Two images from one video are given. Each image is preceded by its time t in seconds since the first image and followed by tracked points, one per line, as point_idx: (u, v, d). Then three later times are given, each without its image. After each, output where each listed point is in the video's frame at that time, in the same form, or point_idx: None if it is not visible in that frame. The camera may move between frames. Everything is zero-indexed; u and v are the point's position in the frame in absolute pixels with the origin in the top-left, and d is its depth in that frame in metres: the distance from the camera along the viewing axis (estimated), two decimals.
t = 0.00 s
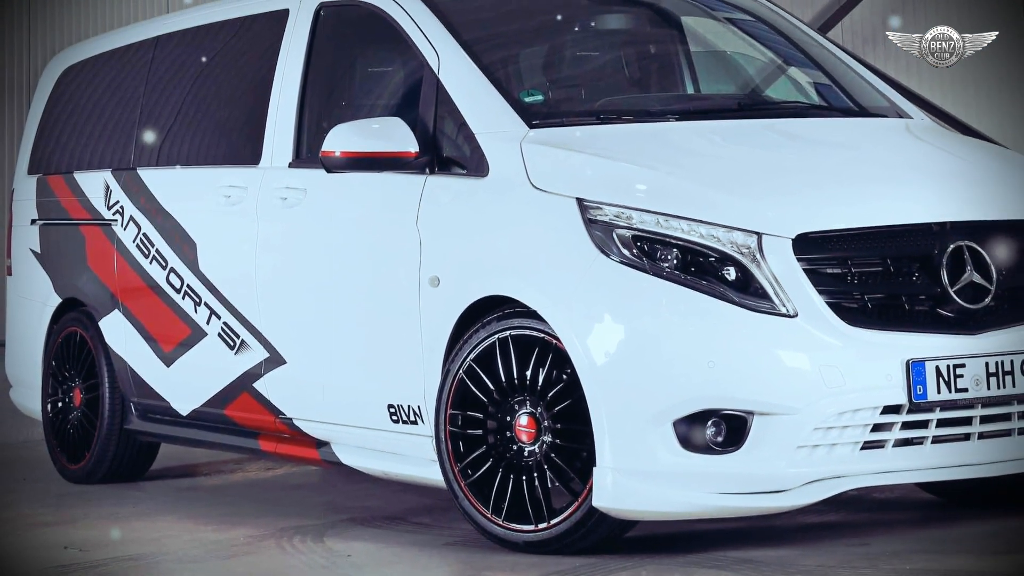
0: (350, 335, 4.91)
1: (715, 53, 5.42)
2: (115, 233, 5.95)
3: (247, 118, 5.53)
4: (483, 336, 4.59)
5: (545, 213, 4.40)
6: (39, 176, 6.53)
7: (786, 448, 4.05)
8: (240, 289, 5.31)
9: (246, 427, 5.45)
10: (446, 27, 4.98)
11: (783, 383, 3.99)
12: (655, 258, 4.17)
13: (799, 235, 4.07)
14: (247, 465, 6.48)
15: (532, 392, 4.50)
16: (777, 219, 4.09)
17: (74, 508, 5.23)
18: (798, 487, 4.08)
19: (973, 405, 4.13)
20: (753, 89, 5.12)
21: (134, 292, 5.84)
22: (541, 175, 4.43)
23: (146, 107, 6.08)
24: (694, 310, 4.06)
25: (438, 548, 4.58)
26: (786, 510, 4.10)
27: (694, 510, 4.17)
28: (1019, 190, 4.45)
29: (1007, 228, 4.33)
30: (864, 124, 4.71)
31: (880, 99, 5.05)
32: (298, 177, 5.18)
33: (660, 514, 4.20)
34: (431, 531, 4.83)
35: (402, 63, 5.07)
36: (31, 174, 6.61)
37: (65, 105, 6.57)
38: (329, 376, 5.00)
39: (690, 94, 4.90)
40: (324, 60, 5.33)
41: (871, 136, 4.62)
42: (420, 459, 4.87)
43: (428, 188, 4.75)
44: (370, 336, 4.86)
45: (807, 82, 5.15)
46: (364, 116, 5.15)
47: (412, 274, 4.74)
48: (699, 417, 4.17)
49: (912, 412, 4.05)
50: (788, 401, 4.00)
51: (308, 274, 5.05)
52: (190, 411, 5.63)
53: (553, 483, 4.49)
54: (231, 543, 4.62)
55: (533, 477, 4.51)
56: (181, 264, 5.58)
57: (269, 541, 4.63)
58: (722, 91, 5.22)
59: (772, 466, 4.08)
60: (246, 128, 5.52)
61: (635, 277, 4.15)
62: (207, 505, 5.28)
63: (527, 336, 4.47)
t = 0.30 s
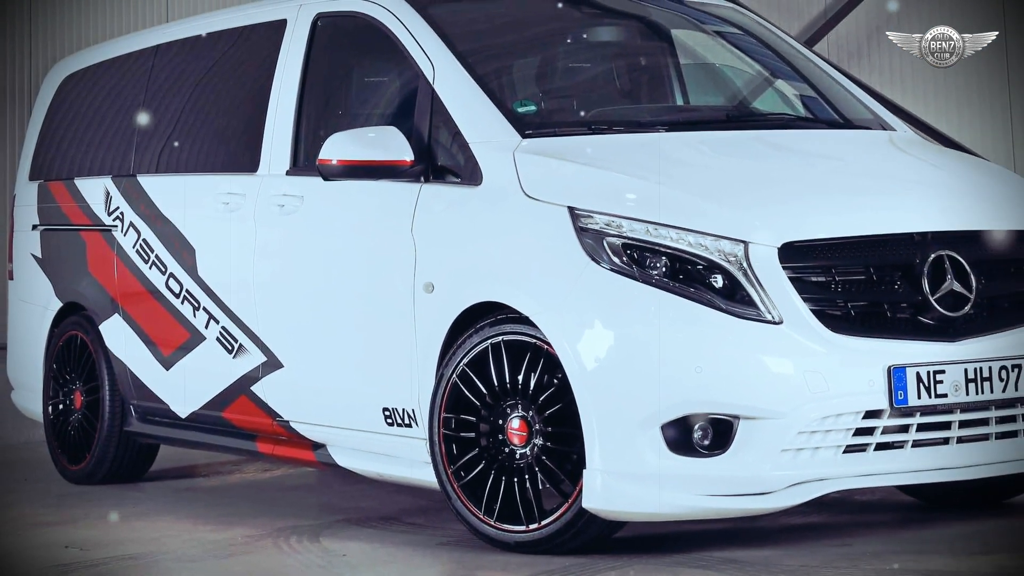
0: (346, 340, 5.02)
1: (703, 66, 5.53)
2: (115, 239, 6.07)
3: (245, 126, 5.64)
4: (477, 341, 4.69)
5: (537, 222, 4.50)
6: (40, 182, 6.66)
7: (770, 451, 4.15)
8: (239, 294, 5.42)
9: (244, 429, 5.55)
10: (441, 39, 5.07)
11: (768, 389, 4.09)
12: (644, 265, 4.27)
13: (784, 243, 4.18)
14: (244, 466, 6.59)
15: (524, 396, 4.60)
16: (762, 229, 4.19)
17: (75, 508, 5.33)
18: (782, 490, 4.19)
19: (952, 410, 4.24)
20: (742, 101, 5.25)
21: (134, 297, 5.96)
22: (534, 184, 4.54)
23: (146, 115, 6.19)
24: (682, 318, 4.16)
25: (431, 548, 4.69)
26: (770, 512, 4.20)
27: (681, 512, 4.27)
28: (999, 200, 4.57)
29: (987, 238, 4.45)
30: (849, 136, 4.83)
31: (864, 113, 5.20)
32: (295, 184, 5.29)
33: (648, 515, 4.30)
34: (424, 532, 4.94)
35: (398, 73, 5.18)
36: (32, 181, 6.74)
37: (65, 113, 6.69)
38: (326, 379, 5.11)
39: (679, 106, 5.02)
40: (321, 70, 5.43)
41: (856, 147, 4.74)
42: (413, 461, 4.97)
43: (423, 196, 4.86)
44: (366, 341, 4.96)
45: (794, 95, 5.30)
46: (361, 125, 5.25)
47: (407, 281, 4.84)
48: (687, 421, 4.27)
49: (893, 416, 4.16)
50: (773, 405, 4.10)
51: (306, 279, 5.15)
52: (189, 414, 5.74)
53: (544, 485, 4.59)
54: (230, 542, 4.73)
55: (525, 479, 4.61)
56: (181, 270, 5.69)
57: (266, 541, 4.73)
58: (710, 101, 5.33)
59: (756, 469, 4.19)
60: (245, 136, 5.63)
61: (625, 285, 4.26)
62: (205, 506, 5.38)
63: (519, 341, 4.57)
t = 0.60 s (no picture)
0: (342, 344, 5.11)
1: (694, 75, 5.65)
2: (116, 244, 6.17)
3: (244, 133, 5.73)
4: (471, 346, 4.78)
5: (530, 229, 4.59)
6: (42, 187, 6.77)
7: (758, 454, 4.24)
8: (237, 299, 5.51)
9: (242, 431, 5.65)
10: (437, 49, 5.17)
11: (755, 394, 4.19)
12: (635, 272, 4.36)
13: (772, 251, 4.28)
14: (242, 468, 6.69)
15: (517, 400, 4.69)
16: (751, 237, 4.29)
17: (75, 509, 5.42)
18: (769, 492, 4.28)
19: (935, 415, 4.35)
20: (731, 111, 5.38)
21: (134, 301, 6.05)
22: (528, 192, 4.62)
23: (146, 123, 6.29)
24: (671, 323, 4.24)
25: (426, 548, 4.78)
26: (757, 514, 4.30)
27: (670, 513, 4.36)
28: (982, 209, 4.68)
29: (970, 246, 4.56)
30: (837, 146, 4.94)
31: (851, 122, 5.34)
32: (293, 191, 5.38)
33: (638, 516, 4.38)
34: (419, 532, 5.03)
35: (394, 82, 5.27)
36: (34, 186, 6.86)
37: (65, 119, 6.81)
38: (322, 382, 5.20)
39: (670, 115, 5.12)
40: (319, 79, 5.53)
41: (843, 156, 4.84)
42: (408, 463, 5.06)
43: (419, 203, 4.95)
44: (362, 345, 5.05)
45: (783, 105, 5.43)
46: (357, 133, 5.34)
47: (402, 286, 4.93)
48: (676, 425, 4.35)
49: (878, 421, 4.26)
50: (760, 409, 4.20)
51: (303, 285, 5.25)
52: (188, 416, 5.84)
53: (536, 487, 4.68)
54: (228, 543, 4.82)
55: (517, 481, 4.70)
56: (180, 275, 5.78)
57: (264, 541, 4.82)
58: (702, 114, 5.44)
59: (744, 472, 4.28)
60: (243, 143, 5.72)
61: (616, 291, 4.34)
62: (203, 507, 5.47)
63: (512, 346, 4.66)
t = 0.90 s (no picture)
0: (339, 347, 5.21)
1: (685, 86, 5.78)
2: (116, 248, 6.28)
3: (242, 141, 5.83)
4: (465, 350, 4.87)
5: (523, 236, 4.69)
6: (43, 193, 6.89)
7: (744, 456, 4.35)
8: (235, 303, 5.61)
9: (240, 433, 5.75)
10: (433, 58, 5.27)
11: (742, 398, 4.29)
12: (626, 278, 4.45)
13: (760, 259, 4.37)
14: (240, 469, 6.80)
15: (510, 403, 4.78)
16: (739, 245, 4.38)
17: (75, 509, 5.52)
18: (755, 493, 4.38)
19: (918, 418, 4.46)
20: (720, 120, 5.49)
21: (134, 305, 6.17)
22: (521, 200, 4.72)
23: (146, 129, 6.40)
24: (661, 329, 4.34)
25: (421, 547, 4.88)
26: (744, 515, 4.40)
27: (658, 514, 4.46)
28: (965, 219, 4.79)
29: (952, 254, 4.67)
30: (824, 156, 5.05)
31: (837, 133, 5.47)
32: (290, 197, 5.48)
33: (628, 517, 4.48)
34: (414, 532, 5.14)
35: (390, 91, 5.36)
36: (36, 192, 6.98)
37: (67, 126, 6.93)
38: (319, 385, 5.30)
39: (661, 125, 5.23)
40: (316, 88, 5.63)
41: (830, 167, 4.95)
42: (403, 464, 5.16)
43: (414, 210, 5.04)
44: (358, 349, 5.15)
45: (771, 116, 5.56)
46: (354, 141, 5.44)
47: (398, 291, 5.03)
48: (665, 428, 4.45)
49: (862, 424, 4.37)
50: (747, 412, 4.30)
51: (301, 290, 5.35)
52: (187, 418, 5.94)
53: (528, 488, 4.78)
54: (226, 542, 4.92)
55: (510, 482, 4.80)
56: (179, 279, 5.88)
57: (261, 540, 4.92)
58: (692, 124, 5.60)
59: (731, 474, 4.38)
60: (241, 150, 5.81)
61: (607, 297, 4.43)
62: (201, 508, 5.57)
63: (505, 350, 4.75)
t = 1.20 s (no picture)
0: (336, 351, 5.31)
1: (675, 96, 5.89)
2: (116, 253, 6.38)
3: (241, 147, 5.92)
4: (460, 354, 4.96)
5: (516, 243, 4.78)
6: (44, 199, 7.00)
7: (733, 458, 4.44)
8: (234, 308, 5.71)
9: (238, 434, 5.84)
10: (429, 67, 5.36)
11: (731, 402, 4.38)
12: (618, 284, 4.54)
13: (748, 265, 4.47)
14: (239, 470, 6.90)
15: (504, 406, 4.87)
16: (728, 252, 4.48)
17: (76, 510, 5.61)
18: (743, 495, 4.48)
19: (902, 422, 4.56)
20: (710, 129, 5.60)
21: (134, 309, 6.27)
22: (515, 207, 4.81)
23: (145, 136, 6.50)
24: (651, 334, 4.43)
25: (416, 547, 4.98)
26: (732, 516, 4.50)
27: (648, 515, 4.55)
28: (949, 227, 4.89)
29: (936, 262, 4.77)
30: (811, 166, 5.16)
31: (825, 143, 5.59)
32: (288, 203, 5.57)
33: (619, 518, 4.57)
34: (409, 532, 5.23)
35: (387, 99, 5.46)
36: (36, 197, 7.08)
37: (68, 133, 7.04)
38: (317, 388, 5.40)
39: (652, 134, 5.33)
40: (314, 96, 5.72)
41: (818, 176, 5.05)
42: (398, 466, 5.25)
43: (409, 216, 5.14)
44: (355, 352, 5.25)
45: (760, 125, 5.68)
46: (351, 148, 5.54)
47: (394, 296, 5.13)
48: (655, 431, 4.56)
49: (847, 427, 4.47)
50: (735, 416, 4.39)
51: (299, 294, 5.44)
52: (186, 420, 6.04)
53: (521, 489, 4.87)
54: (224, 542, 5.01)
55: (503, 483, 4.89)
56: (179, 284, 5.98)
57: (259, 540, 5.02)
58: (681, 130, 5.70)
59: (719, 476, 4.47)
60: (240, 157, 5.91)
61: (599, 302, 4.52)
62: (200, 508, 5.67)
63: (499, 355, 4.84)
